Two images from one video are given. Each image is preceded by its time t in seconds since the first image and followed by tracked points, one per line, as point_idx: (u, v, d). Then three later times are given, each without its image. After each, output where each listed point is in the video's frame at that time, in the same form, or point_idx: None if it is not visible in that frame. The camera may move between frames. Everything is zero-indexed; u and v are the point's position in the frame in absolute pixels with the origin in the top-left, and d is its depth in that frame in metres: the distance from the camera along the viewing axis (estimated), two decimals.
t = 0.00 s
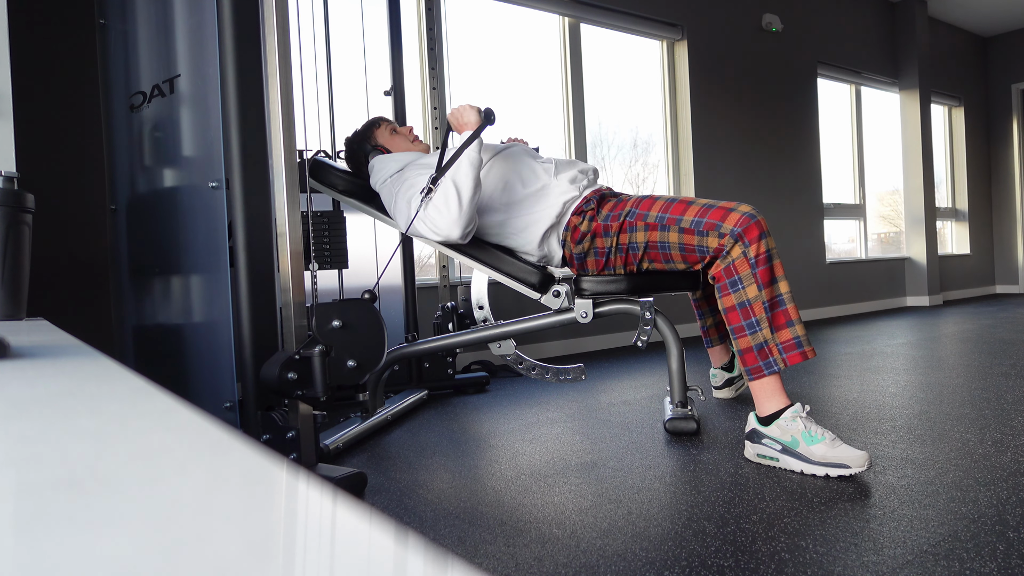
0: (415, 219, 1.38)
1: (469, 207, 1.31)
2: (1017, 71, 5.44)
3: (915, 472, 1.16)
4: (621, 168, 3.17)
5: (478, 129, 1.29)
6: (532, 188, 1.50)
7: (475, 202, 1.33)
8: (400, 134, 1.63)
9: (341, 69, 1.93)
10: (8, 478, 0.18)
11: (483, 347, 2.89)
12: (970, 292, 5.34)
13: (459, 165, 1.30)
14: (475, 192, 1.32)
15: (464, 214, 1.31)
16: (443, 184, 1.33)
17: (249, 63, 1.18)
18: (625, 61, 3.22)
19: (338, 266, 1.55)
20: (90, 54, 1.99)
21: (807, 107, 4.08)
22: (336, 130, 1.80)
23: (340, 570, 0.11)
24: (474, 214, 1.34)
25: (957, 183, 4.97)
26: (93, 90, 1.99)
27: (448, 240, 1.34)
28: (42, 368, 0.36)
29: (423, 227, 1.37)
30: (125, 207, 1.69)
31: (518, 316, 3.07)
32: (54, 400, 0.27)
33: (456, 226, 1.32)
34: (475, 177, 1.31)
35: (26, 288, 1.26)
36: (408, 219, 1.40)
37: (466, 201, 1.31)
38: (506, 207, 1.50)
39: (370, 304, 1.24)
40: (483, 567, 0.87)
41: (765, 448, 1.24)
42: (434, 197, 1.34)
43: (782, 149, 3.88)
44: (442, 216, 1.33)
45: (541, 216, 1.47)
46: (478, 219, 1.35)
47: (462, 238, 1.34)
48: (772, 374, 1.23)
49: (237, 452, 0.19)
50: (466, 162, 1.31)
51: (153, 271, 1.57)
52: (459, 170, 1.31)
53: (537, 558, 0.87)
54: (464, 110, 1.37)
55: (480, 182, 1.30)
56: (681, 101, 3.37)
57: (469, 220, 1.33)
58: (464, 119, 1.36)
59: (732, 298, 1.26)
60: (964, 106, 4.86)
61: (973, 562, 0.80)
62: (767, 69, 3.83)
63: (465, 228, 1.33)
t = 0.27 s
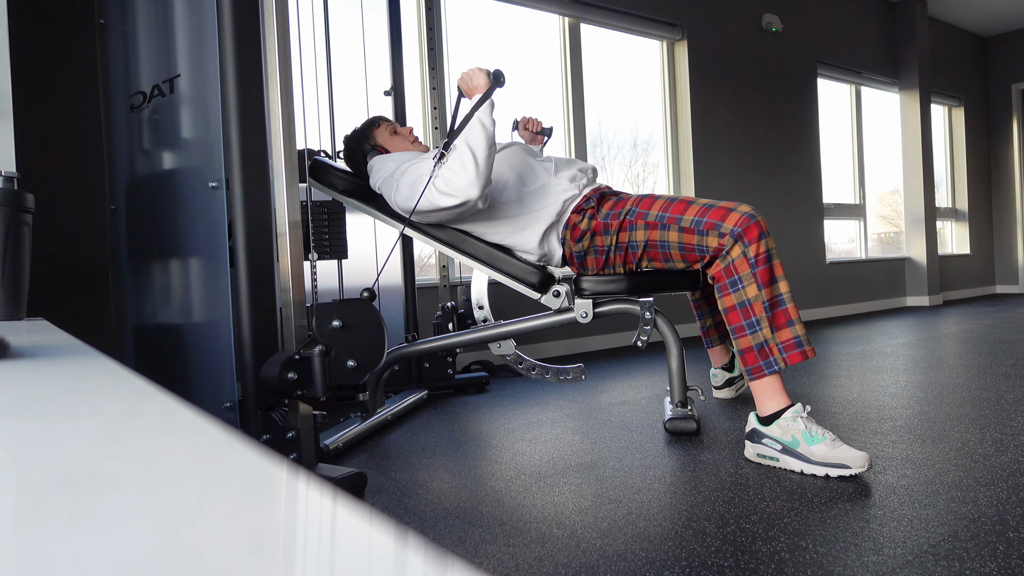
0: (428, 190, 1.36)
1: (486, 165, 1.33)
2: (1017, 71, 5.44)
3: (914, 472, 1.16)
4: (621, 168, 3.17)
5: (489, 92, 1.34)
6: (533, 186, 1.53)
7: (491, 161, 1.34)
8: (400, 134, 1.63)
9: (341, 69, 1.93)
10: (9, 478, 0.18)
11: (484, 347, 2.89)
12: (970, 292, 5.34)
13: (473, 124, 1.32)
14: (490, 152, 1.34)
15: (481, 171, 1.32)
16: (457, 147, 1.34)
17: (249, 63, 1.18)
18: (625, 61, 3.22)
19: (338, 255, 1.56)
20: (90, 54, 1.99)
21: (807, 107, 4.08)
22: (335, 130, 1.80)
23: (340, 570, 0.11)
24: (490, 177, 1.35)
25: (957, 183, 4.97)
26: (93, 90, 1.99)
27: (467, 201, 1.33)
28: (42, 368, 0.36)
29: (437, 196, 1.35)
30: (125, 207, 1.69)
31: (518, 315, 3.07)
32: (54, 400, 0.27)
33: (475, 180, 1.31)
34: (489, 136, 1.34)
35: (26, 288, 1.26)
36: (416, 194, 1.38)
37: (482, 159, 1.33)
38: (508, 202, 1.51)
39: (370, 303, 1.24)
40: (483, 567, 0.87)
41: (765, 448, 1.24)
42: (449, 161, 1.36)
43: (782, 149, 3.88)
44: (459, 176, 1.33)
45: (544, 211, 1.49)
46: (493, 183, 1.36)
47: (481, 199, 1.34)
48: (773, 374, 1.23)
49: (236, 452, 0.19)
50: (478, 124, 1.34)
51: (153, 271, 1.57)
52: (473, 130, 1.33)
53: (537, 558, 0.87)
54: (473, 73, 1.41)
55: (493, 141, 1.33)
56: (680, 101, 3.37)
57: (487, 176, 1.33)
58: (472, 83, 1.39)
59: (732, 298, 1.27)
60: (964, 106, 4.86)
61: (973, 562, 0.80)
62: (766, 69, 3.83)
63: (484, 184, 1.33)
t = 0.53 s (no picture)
0: (425, 167, 1.36)
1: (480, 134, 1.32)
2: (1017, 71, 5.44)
3: (915, 472, 1.16)
4: (621, 168, 3.17)
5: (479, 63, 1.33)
6: (533, 185, 1.52)
7: (485, 130, 1.33)
8: (402, 135, 1.63)
9: (341, 69, 1.93)
10: (8, 478, 0.18)
11: (484, 347, 2.89)
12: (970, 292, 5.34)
13: (466, 95, 1.32)
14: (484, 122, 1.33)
15: (476, 140, 1.31)
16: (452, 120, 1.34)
17: (249, 63, 1.18)
18: (625, 61, 3.22)
19: (337, 247, 1.60)
20: (90, 54, 1.99)
21: (808, 107, 4.08)
22: (336, 130, 1.79)
23: (340, 570, 0.11)
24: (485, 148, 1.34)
25: (957, 183, 4.97)
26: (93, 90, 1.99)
27: (464, 170, 1.32)
28: (42, 368, 0.36)
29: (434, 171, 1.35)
30: (125, 207, 1.68)
31: (518, 315, 3.07)
32: (55, 399, 0.27)
33: (470, 149, 1.31)
34: (481, 106, 1.33)
35: (26, 288, 1.26)
36: (411, 183, 1.38)
37: (476, 129, 1.32)
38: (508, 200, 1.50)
39: (370, 302, 1.24)
40: (484, 567, 0.87)
41: (765, 448, 1.24)
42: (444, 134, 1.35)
43: (782, 149, 3.88)
44: (455, 146, 1.32)
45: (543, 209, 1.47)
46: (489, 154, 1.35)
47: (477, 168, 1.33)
48: (773, 374, 1.23)
49: (237, 452, 0.19)
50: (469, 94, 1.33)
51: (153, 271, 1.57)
52: (466, 101, 1.32)
53: (537, 557, 0.87)
54: (462, 43, 1.37)
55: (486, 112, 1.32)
56: (680, 101, 3.37)
57: (483, 146, 1.33)
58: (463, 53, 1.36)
59: (733, 297, 1.27)
60: (964, 106, 4.86)
61: (973, 562, 0.80)
62: (766, 69, 3.83)
63: (479, 153, 1.32)
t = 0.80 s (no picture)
0: (427, 150, 1.36)
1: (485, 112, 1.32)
2: (1017, 71, 5.45)
3: (914, 472, 1.16)
4: (621, 167, 3.17)
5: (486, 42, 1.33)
6: (532, 182, 1.51)
7: (491, 108, 1.33)
8: (400, 135, 1.63)
9: (341, 69, 1.93)
10: (9, 479, 0.18)
11: (484, 347, 2.89)
12: (970, 292, 5.34)
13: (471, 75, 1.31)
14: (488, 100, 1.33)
15: (480, 116, 1.31)
16: (457, 98, 1.34)
17: (249, 63, 1.18)
18: (625, 61, 3.22)
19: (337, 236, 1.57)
20: (90, 54, 1.99)
21: (807, 107, 4.08)
22: (336, 130, 1.79)
23: (340, 571, 0.11)
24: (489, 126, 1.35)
25: (957, 183, 4.97)
26: (93, 90, 1.99)
27: (467, 146, 1.32)
28: (42, 368, 0.36)
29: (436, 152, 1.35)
30: (125, 207, 1.68)
31: (518, 315, 3.07)
32: (55, 400, 0.27)
33: (475, 124, 1.31)
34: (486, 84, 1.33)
35: (26, 288, 1.26)
36: (412, 169, 1.37)
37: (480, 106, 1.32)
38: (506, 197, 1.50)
39: (370, 302, 1.24)
40: (483, 567, 0.87)
41: (765, 448, 1.24)
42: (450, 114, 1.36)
43: (783, 149, 3.88)
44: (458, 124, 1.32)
45: (539, 205, 1.46)
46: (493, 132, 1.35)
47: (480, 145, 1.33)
48: (772, 375, 1.23)
49: (238, 452, 0.19)
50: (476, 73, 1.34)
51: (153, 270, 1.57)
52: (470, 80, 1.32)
53: (537, 557, 0.87)
54: (471, 23, 1.36)
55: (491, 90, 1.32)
56: (680, 101, 3.37)
57: (488, 122, 1.33)
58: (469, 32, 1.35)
59: (731, 298, 1.27)
60: (964, 106, 4.86)
61: (973, 562, 0.80)
62: (766, 69, 3.84)
63: (484, 129, 1.32)
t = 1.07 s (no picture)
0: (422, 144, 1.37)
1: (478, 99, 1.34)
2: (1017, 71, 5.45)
3: (915, 472, 1.16)
4: (621, 167, 3.17)
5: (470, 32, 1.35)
6: (530, 178, 1.51)
7: (482, 96, 1.35)
8: (400, 135, 1.62)
9: (341, 69, 1.93)
10: (9, 479, 0.18)
11: (484, 347, 2.89)
12: (970, 292, 5.34)
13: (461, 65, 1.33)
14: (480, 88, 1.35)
15: (473, 104, 1.33)
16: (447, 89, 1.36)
17: (250, 62, 1.18)
18: (625, 61, 3.22)
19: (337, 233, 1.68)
20: (90, 53, 1.98)
21: (808, 106, 4.08)
22: (335, 130, 1.79)
23: (340, 570, 0.11)
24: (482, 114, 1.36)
25: (957, 183, 4.97)
26: (93, 89, 1.99)
27: (464, 134, 1.33)
28: (41, 368, 0.36)
29: (433, 142, 1.36)
30: (125, 207, 1.68)
31: (518, 315, 3.07)
32: (55, 400, 0.27)
33: (469, 112, 1.32)
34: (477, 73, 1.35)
35: (26, 288, 1.26)
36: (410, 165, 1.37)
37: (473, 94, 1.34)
38: (504, 194, 1.50)
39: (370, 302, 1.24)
40: (483, 567, 0.87)
41: (765, 448, 1.24)
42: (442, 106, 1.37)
43: (783, 148, 3.88)
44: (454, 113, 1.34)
45: (538, 202, 1.46)
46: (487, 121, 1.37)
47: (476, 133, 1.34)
48: (772, 375, 1.23)
49: (238, 452, 0.19)
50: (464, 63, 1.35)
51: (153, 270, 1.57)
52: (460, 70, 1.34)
53: (537, 557, 0.87)
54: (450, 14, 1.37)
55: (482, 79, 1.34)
56: (680, 101, 3.37)
57: (481, 109, 1.34)
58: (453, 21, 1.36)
59: (731, 299, 1.27)
60: (964, 106, 4.86)
61: (973, 562, 0.80)
62: (767, 69, 3.83)
63: (479, 116, 1.34)
